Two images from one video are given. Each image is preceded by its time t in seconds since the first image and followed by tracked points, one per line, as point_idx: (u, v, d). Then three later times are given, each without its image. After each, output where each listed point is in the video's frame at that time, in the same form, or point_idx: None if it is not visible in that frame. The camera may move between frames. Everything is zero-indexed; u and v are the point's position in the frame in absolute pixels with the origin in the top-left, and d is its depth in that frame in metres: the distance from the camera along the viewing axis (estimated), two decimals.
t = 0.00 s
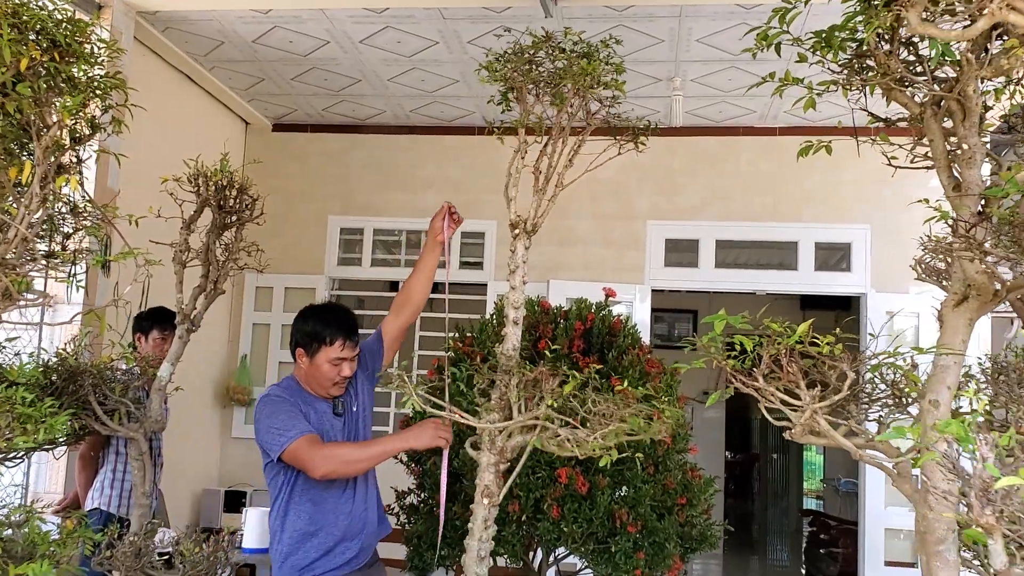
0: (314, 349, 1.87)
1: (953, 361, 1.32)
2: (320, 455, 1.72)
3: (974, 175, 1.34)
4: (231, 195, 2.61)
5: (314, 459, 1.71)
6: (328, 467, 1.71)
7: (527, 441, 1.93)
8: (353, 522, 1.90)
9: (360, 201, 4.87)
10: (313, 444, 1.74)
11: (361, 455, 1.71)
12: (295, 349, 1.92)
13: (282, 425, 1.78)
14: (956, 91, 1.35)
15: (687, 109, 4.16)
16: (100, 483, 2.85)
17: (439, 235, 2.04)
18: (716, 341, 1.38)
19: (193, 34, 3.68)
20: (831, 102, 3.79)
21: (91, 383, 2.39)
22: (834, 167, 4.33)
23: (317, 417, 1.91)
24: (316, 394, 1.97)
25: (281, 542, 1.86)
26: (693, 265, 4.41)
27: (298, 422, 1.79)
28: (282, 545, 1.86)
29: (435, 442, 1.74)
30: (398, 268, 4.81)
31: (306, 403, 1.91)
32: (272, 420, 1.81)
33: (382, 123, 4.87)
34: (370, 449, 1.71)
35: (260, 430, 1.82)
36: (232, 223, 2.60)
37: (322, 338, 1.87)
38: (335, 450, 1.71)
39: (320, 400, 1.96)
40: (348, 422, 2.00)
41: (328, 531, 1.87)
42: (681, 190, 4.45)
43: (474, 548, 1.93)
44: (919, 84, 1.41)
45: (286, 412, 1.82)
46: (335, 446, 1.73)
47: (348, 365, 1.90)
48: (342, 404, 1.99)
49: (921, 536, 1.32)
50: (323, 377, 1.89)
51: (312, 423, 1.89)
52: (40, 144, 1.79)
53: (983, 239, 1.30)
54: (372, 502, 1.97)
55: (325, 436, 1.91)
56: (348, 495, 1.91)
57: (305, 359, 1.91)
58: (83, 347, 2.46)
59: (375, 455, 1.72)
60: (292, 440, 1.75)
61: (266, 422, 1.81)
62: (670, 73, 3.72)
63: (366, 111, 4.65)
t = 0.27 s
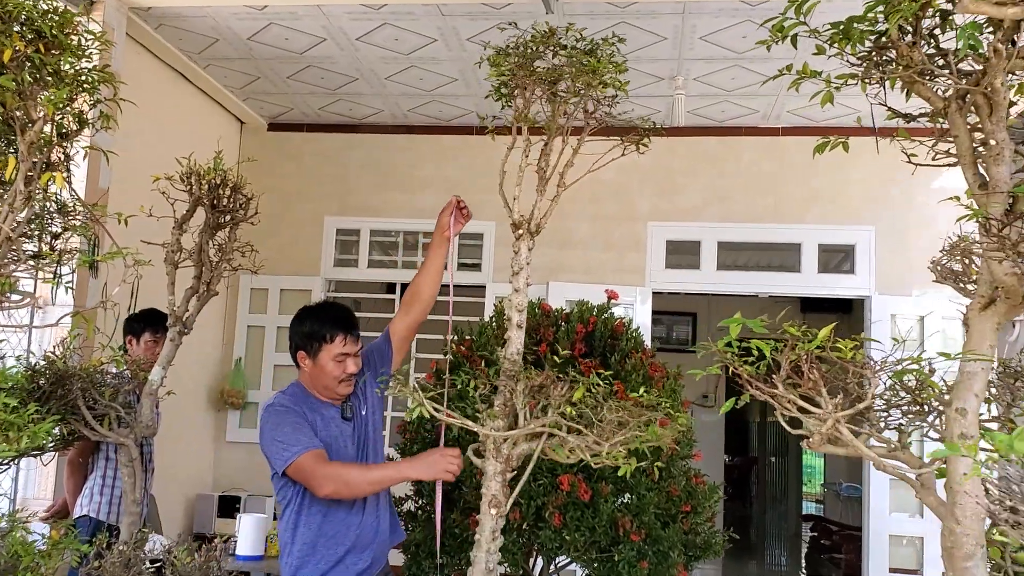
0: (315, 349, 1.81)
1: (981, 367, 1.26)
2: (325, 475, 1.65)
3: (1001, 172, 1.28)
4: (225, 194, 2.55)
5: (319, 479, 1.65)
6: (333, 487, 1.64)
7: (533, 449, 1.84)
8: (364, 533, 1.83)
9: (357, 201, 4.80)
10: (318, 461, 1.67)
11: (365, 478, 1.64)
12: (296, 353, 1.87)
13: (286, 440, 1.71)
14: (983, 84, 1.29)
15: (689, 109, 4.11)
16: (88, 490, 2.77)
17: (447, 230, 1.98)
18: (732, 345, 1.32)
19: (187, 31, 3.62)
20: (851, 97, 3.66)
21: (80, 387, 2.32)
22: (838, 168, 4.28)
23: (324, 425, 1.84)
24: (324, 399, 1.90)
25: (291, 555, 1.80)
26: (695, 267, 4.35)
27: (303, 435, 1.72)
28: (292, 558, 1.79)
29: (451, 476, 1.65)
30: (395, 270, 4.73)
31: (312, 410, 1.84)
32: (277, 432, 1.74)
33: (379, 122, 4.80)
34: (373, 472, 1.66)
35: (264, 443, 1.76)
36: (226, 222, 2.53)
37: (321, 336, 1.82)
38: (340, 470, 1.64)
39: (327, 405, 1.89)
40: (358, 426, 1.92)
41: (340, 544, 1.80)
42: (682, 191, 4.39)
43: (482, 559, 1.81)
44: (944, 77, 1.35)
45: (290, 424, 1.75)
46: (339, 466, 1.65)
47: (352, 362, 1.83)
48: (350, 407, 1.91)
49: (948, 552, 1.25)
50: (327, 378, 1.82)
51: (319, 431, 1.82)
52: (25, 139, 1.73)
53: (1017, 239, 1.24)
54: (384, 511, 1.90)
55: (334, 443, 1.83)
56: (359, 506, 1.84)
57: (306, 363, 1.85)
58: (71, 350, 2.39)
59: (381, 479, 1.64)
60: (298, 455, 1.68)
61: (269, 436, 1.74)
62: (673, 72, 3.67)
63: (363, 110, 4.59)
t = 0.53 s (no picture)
0: (311, 349, 1.74)
1: (1016, 368, 1.22)
2: (350, 486, 1.57)
3: None
4: (221, 189, 2.48)
5: (346, 490, 1.57)
6: (360, 497, 1.57)
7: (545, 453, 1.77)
8: (377, 540, 1.76)
9: (354, 199, 4.73)
10: (341, 470, 1.60)
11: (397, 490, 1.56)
12: (290, 358, 1.79)
13: (301, 450, 1.63)
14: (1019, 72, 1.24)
15: (693, 106, 4.06)
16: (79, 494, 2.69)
17: (458, 222, 1.95)
18: (756, 345, 1.26)
19: (183, 26, 3.55)
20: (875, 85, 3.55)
21: (72, 388, 2.26)
22: (843, 167, 4.23)
23: (331, 430, 1.77)
24: (325, 403, 1.83)
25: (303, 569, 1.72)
26: (698, 267, 4.30)
27: (318, 444, 1.64)
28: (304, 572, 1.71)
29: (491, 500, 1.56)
30: (393, 269, 4.66)
31: (317, 416, 1.77)
32: (286, 441, 1.66)
33: (377, 119, 4.73)
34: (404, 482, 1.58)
35: (274, 456, 1.67)
36: (222, 219, 2.47)
37: (316, 336, 1.75)
38: (368, 480, 1.57)
39: (330, 409, 1.82)
40: (362, 430, 1.85)
41: (354, 555, 1.73)
42: (685, 190, 4.34)
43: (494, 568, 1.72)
44: (974, 66, 1.30)
45: (302, 434, 1.67)
46: (366, 475, 1.58)
47: (352, 356, 1.76)
48: (354, 410, 1.85)
49: (983, 563, 1.20)
50: (329, 378, 1.75)
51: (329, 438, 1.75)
52: (13, 129, 1.67)
53: None
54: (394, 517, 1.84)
55: (344, 450, 1.77)
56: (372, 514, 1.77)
57: (305, 366, 1.77)
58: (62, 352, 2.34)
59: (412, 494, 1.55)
60: (316, 466, 1.60)
61: (281, 447, 1.65)
62: (677, 69, 3.62)
63: (361, 107, 4.52)
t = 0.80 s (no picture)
0: (323, 351, 1.66)
1: None
2: (364, 502, 1.50)
3: None
4: (220, 183, 2.40)
5: (359, 506, 1.50)
6: (375, 515, 1.50)
7: (563, 458, 1.72)
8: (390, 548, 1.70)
9: (354, 196, 4.65)
10: (353, 485, 1.52)
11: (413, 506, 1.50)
12: (297, 358, 1.70)
13: (311, 460, 1.55)
14: None
15: (699, 102, 4.00)
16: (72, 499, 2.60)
17: (470, 213, 1.94)
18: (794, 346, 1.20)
19: (181, 17, 3.47)
20: (913, 72, 3.40)
21: (65, 389, 2.18)
22: (850, 165, 4.18)
23: (342, 435, 1.69)
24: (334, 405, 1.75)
25: None
26: (704, 266, 4.24)
27: (329, 453, 1.57)
28: None
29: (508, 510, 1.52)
30: (392, 268, 4.58)
31: (327, 421, 1.69)
32: (295, 449, 1.58)
33: (377, 115, 4.65)
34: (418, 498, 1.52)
35: (283, 465, 1.59)
36: (222, 214, 2.39)
37: (326, 338, 1.67)
38: (382, 496, 1.50)
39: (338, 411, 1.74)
40: (373, 433, 1.78)
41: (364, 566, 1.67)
42: (690, 188, 4.28)
43: None
44: (1021, 48, 1.24)
45: (312, 441, 1.59)
46: (380, 491, 1.51)
47: (364, 360, 1.70)
48: (364, 412, 1.77)
49: None
50: (341, 380, 1.67)
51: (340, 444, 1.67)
52: (3, 116, 1.59)
53: None
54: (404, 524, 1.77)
55: (355, 455, 1.69)
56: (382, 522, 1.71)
57: (315, 367, 1.69)
58: (56, 352, 2.27)
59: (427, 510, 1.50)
60: (327, 479, 1.53)
61: (290, 456, 1.58)
62: (684, 63, 3.56)
63: (361, 102, 4.44)
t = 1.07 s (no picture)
0: (332, 365, 1.59)
1: None
2: (319, 540, 1.47)
3: None
4: (215, 179, 2.33)
5: (314, 541, 1.47)
6: (325, 555, 1.47)
7: (574, 463, 1.69)
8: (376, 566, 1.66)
9: (349, 194, 4.58)
10: (315, 519, 1.49)
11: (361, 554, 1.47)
12: (308, 362, 1.64)
13: (288, 481, 1.51)
14: None
15: (700, 100, 3.96)
16: (63, 503, 2.52)
17: (477, 208, 1.89)
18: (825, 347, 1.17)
19: (175, 11, 3.40)
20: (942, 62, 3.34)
21: (55, 390, 2.10)
22: (851, 164, 4.15)
23: (341, 450, 1.63)
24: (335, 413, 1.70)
25: None
26: (704, 266, 4.19)
27: (306, 477, 1.52)
28: None
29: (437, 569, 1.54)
30: (387, 267, 4.51)
31: (326, 432, 1.63)
32: (281, 464, 1.54)
33: (373, 112, 4.59)
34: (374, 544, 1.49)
35: (265, 477, 1.56)
36: (217, 211, 2.32)
37: (340, 352, 1.59)
38: (336, 539, 1.47)
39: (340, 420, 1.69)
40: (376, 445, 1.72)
41: None
42: (690, 188, 4.23)
43: None
44: None
45: (297, 459, 1.54)
46: (336, 531, 1.48)
47: (371, 383, 1.63)
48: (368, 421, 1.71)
49: None
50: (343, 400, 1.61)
51: (333, 459, 1.62)
52: None
53: None
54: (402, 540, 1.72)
55: (351, 470, 1.64)
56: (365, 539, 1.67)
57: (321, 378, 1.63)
58: (46, 351, 2.19)
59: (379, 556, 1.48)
60: (294, 505, 1.49)
61: (271, 472, 1.54)
62: (686, 60, 3.52)
63: (356, 99, 4.38)
